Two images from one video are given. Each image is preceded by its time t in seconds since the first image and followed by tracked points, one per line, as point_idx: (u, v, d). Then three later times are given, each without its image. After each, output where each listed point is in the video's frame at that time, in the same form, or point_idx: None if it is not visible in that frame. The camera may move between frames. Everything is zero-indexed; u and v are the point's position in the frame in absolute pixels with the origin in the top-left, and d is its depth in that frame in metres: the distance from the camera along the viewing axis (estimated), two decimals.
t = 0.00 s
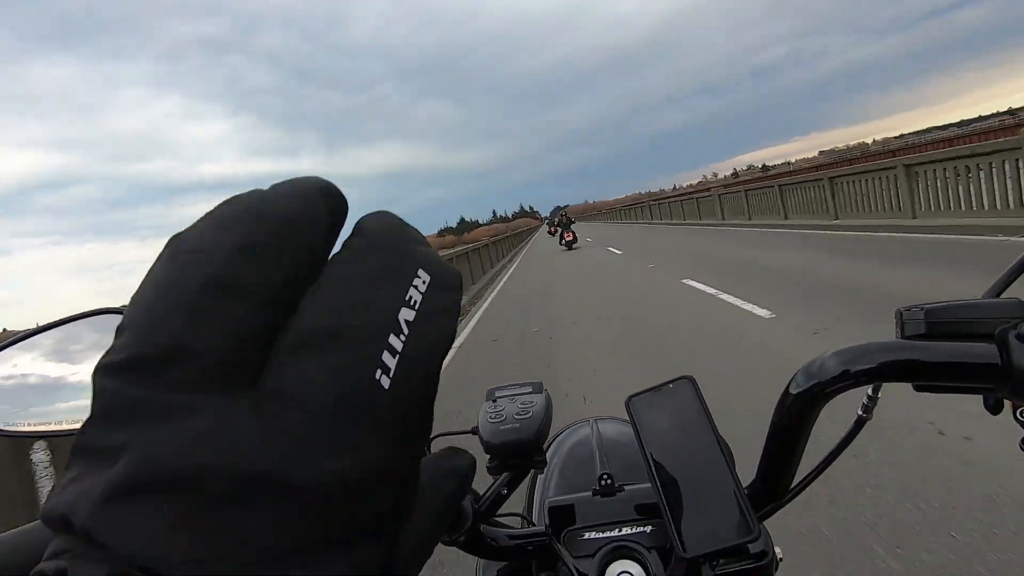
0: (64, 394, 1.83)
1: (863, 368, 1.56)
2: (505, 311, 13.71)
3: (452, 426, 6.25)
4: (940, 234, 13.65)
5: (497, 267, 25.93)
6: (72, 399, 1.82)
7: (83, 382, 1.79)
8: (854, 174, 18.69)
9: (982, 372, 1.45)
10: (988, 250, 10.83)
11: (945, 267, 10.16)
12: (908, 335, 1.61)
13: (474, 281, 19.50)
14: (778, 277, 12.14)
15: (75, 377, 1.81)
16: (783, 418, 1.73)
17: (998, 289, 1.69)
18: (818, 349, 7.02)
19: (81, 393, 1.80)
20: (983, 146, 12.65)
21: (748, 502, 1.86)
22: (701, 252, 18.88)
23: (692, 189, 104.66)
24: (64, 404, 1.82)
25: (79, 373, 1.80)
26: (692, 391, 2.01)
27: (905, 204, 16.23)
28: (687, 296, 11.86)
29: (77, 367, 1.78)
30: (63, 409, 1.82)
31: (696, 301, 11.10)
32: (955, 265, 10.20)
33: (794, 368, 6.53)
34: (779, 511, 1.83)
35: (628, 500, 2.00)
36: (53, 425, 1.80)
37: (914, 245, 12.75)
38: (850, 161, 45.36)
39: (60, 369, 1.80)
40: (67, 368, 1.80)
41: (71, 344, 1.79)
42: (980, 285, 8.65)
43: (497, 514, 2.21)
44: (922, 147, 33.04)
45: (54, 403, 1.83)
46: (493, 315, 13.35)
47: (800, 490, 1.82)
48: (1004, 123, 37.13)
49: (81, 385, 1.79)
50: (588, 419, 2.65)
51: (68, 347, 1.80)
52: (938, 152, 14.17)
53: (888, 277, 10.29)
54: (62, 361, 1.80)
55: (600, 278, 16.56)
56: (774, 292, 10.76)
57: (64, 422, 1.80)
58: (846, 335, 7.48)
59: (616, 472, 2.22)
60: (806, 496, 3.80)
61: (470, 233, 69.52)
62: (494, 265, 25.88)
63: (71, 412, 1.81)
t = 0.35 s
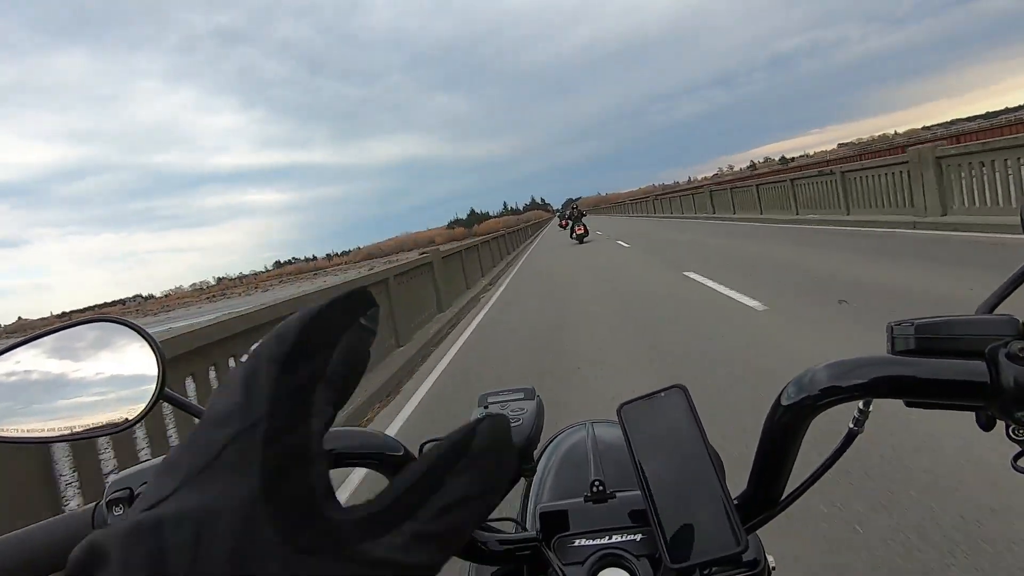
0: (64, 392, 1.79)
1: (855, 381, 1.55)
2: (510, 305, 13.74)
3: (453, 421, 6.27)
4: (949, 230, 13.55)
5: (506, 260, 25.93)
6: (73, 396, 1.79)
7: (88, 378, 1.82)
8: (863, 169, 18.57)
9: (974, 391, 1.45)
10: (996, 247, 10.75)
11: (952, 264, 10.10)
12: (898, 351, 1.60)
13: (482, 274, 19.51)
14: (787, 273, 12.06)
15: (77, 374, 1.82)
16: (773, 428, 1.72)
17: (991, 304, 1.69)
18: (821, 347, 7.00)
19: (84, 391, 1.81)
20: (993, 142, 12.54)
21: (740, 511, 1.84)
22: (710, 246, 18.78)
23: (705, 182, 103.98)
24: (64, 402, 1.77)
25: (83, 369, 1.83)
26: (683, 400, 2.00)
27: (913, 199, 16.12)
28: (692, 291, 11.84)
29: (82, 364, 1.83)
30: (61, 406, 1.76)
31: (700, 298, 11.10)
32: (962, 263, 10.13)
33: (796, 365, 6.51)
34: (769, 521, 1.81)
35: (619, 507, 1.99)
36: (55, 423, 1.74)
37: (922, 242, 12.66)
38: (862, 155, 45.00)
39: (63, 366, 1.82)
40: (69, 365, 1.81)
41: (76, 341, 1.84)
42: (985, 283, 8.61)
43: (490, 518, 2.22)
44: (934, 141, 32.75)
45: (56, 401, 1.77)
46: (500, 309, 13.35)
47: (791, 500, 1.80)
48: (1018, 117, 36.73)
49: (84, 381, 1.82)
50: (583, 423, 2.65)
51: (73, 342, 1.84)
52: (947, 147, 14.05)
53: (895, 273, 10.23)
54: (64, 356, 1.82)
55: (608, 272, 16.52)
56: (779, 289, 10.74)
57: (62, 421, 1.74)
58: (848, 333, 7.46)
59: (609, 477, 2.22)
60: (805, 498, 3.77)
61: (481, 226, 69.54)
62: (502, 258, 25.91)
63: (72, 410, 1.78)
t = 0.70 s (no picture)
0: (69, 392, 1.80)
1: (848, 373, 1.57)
2: (509, 301, 13.74)
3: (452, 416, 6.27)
4: (948, 227, 13.55)
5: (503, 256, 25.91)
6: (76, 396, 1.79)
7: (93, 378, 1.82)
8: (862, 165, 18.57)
9: (965, 380, 1.46)
10: (995, 243, 10.76)
11: (951, 261, 10.11)
12: (890, 341, 1.60)
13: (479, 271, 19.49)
14: (785, 270, 12.05)
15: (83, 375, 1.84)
16: (768, 419, 1.74)
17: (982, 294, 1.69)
18: (819, 343, 7.01)
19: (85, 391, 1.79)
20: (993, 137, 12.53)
21: (736, 502, 1.86)
22: (709, 243, 18.77)
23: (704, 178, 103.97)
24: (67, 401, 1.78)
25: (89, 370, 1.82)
26: (679, 392, 2.02)
27: (913, 195, 16.11)
28: (691, 288, 11.84)
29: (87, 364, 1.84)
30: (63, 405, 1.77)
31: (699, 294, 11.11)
32: (960, 260, 10.15)
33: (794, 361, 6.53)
34: (765, 513, 1.83)
35: (617, 500, 2.01)
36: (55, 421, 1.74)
37: (921, 239, 12.65)
38: (861, 152, 44.98)
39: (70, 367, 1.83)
40: (79, 366, 1.82)
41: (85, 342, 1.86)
42: (982, 279, 8.63)
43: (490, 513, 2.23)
44: (934, 137, 32.71)
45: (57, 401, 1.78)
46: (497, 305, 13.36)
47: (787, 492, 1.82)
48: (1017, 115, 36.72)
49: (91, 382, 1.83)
50: (583, 417, 2.66)
51: (82, 344, 1.87)
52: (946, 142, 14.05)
53: (893, 270, 10.24)
54: (74, 359, 1.84)
55: (606, 269, 16.51)
56: (778, 285, 10.75)
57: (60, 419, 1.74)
58: (847, 330, 7.47)
59: (608, 471, 2.24)
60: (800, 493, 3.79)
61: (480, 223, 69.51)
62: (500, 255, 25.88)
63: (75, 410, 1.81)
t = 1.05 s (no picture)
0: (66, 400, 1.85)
1: (847, 367, 1.57)
2: (504, 302, 13.74)
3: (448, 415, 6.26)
4: (943, 228, 13.60)
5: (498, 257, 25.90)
6: (75, 403, 1.85)
7: (90, 385, 1.90)
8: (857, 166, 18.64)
9: (965, 373, 1.47)
10: (987, 246, 10.81)
11: (945, 264, 10.14)
12: (889, 334, 1.61)
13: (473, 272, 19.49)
14: (778, 271, 12.08)
15: (78, 381, 1.91)
16: (768, 416, 1.74)
17: (981, 284, 1.70)
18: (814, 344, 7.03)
19: (83, 398, 1.87)
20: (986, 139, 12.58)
21: (738, 500, 1.87)
22: (703, 245, 18.81)
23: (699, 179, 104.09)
24: (65, 408, 1.82)
25: (82, 377, 1.91)
26: (678, 390, 2.02)
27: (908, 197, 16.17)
28: (684, 289, 11.87)
29: (82, 371, 1.92)
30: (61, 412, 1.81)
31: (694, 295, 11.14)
32: (954, 262, 10.20)
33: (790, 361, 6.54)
34: (767, 510, 1.84)
35: (618, 501, 2.02)
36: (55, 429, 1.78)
37: (916, 241, 12.70)
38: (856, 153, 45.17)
39: (64, 375, 1.90)
40: (70, 374, 1.91)
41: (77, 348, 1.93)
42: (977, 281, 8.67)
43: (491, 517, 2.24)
44: (927, 140, 32.87)
45: (55, 409, 1.81)
46: (491, 306, 13.37)
47: (789, 488, 1.82)
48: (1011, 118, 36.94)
49: (87, 388, 1.90)
50: (583, 417, 2.67)
51: (75, 351, 1.94)
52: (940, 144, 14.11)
53: (887, 272, 10.28)
54: (66, 366, 1.92)
55: (600, 270, 16.52)
56: (773, 286, 10.78)
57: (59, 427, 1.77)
58: (839, 330, 7.50)
59: (609, 471, 2.24)
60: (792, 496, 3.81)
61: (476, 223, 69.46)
62: (495, 255, 25.87)
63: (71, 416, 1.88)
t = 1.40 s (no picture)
0: (64, 411, 1.94)
1: (843, 382, 1.59)
2: (499, 308, 13.76)
3: (440, 423, 6.25)
4: (936, 238, 13.65)
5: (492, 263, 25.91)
6: (72, 415, 1.95)
7: (88, 399, 1.96)
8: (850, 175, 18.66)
9: (959, 388, 1.49)
10: (979, 257, 10.89)
11: (936, 275, 10.17)
12: (883, 350, 1.63)
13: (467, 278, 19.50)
14: (771, 280, 12.14)
15: (76, 395, 1.95)
16: (766, 428, 1.76)
17: (971, 299, 1.73)
18: (807, 354, 7.04)
19: (82, 411, 1.96)
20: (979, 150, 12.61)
21: (736, 511, 1.89)
22: (697, 252, 18.87)
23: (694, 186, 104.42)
24: (62, 421, 1.92)
25: (81, 391, 1.96)
26: (676, 403, 2.05)
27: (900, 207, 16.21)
28: (679, 296, 11.90)
29: (81, 386, 1.95)
30: (58, 425, 1.90)
31: (688, 304, 11.13)
32: (946, 272, 10.24)
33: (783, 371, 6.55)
34: (765, 522, 1.86)
35: (617, 513, 2.04)
36: (58, 440, 1.87)
37: (909, 250, 12.75)
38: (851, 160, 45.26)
39: (62, 388, 1.94)
40: (69, 386, 1.95)
41: (75, 363, 1.93)
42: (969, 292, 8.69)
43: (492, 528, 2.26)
44: (919, 150, 33.10)
45: (53, 422, 1.91)
46: (485, 313, 13.39)
47: (786, 500, 1.84)
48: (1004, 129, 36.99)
49: (85, 402, 1.96)
50: (582, 428, 2.69)
51: (73, 364, 1.93)
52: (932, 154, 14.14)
53: (881, 282, 10.30)
54: (64, 378, 1.94)
55: (594, 277, 16.55)
56: (767, 295, 10.79)
57: (62, 439, 1.88)
58: (833, 339, 7.54)
59: (608, 481, 2.27)
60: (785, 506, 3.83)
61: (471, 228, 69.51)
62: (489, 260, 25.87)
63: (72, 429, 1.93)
